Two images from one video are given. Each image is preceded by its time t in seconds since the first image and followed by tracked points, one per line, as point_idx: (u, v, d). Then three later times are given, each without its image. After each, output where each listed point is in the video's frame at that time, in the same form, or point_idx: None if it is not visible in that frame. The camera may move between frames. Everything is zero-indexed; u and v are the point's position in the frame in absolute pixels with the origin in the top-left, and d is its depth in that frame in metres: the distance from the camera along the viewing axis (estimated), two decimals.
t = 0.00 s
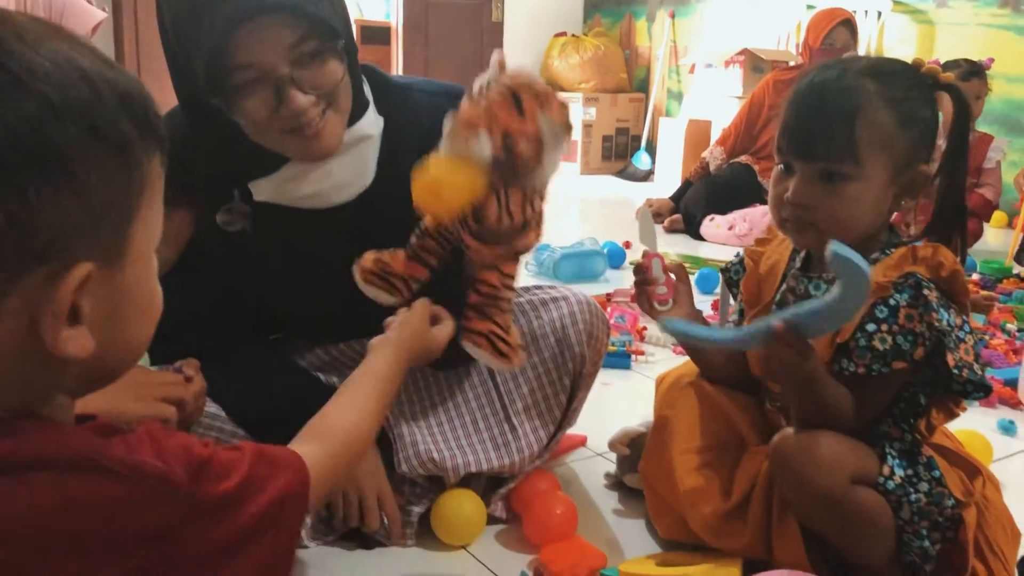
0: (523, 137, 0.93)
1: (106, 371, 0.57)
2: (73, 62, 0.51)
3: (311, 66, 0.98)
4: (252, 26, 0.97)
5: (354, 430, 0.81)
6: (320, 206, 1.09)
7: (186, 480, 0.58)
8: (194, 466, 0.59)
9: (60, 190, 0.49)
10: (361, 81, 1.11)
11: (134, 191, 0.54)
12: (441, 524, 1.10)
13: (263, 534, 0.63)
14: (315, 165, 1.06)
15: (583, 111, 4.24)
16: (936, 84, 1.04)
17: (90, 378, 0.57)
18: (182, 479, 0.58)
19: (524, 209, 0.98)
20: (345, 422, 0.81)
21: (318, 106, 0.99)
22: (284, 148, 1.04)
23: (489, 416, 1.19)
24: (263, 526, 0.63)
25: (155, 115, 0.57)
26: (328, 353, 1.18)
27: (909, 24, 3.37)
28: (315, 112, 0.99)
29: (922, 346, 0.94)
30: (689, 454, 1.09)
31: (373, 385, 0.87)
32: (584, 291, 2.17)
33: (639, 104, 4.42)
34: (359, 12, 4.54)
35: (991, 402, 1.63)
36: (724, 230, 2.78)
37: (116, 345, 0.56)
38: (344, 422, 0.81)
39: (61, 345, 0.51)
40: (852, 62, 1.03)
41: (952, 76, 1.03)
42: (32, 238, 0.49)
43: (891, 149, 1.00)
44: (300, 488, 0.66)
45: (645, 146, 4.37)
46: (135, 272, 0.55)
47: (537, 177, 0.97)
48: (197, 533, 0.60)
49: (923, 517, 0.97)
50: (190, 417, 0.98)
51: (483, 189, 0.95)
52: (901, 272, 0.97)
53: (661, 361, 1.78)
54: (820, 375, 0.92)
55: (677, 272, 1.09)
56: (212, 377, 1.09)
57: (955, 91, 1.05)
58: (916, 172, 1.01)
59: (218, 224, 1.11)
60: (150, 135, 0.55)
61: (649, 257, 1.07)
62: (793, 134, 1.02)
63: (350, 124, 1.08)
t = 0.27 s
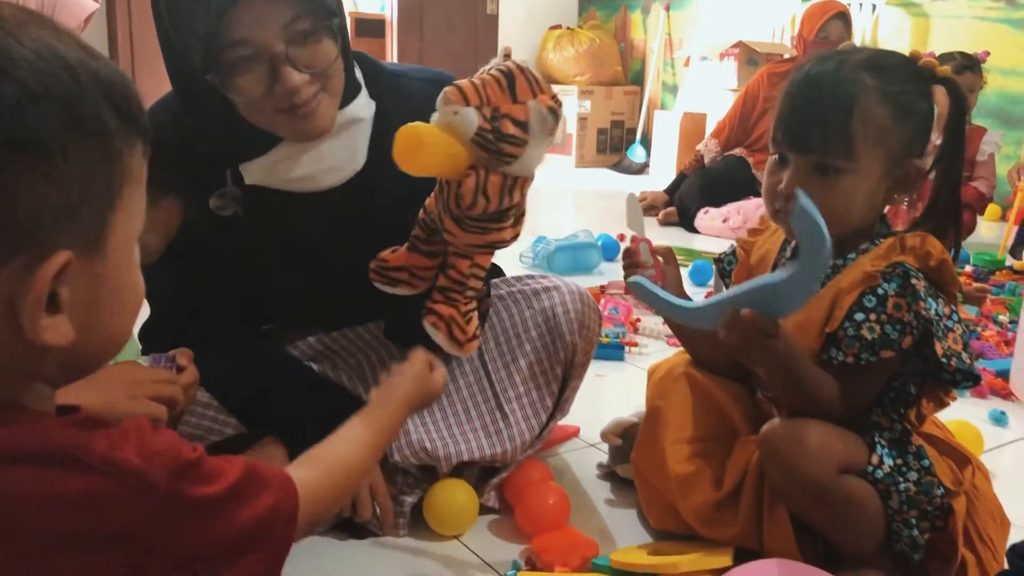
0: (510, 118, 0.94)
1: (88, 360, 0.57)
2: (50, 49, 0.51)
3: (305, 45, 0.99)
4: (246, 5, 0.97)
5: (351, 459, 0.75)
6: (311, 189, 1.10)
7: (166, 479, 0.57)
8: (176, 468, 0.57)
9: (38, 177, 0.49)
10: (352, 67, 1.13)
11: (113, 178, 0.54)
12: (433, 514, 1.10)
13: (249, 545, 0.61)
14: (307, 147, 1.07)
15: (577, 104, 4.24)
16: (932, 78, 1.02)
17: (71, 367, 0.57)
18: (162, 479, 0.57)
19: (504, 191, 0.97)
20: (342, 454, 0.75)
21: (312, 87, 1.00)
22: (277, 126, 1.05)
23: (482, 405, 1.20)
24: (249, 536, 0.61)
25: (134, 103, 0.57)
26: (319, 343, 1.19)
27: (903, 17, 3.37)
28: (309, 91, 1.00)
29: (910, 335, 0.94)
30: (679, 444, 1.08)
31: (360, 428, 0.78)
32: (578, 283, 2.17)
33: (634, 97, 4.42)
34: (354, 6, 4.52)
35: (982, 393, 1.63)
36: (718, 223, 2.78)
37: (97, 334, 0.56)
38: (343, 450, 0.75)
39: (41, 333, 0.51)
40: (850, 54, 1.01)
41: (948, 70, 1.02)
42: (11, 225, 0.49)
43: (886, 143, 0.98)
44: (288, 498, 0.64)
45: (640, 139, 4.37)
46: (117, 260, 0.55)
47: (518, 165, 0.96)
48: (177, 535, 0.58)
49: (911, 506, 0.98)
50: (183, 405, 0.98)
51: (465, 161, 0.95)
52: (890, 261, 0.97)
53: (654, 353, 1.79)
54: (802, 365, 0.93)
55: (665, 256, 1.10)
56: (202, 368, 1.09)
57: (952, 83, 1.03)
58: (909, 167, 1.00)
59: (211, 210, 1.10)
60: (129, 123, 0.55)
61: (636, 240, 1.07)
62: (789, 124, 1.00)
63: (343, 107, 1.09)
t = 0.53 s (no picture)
0: (515, 133, 0.91)
1: (75, 347, 0.57)
2: (32, 36, 0.51)
3: (298, 31, 1.00)
4: None
5: (352, 489, 0.74)
6: (304, 176, 1.10)
7: (144, 480, 0.56)
8: (156, 471, 0.57)
9: (23, 162, 0.50)
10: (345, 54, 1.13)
11: (99, 165, 0.54)
12: (426, 505, 1.10)
13: (239, 559, 0.61)
14: (299, 135, 1.08)
15: (572, 98, 4.24)
16: (925, 73, 1.01)
17: (59, 354, 0.57)
18: (141, 480, 0.56)
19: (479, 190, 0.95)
20: (344, 481, 0.73)
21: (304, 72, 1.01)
22: (270, 114, 1.05)
23: (473, 393, 1.20)
24: (241, 550, 0.61)
25: (118, 91, 0.57)
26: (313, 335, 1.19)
27: (897, 11, 3.38)
28: (301, 78, 1.01)
29: (899, 327, 0.94)
30: (673, 436, 1.09)
31: (363, 459, 0.77)
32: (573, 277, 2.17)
33: (629, 91, 4.42)
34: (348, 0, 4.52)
35: (974, 385, 1.64)
36: (713, 217, 2.78)
37: (86, 321, 0.56)
38: (346, 479, 0.74)
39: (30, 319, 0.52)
40: (845, 49, 1.00)
41: (943, 64, 1.01)
42: None
43: (880, 138, 0.97)
44: (278, 515, 0.64)
45: (636, 133, 4.37)
46: (105, 247, 0.56)
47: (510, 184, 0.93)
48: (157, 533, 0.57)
49: (903, 497, 0.98)
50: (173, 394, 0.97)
51: (450, 151, 0.94)
52: (880, 253, 0.97)
53: (648, 346, 1.79)
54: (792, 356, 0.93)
55: (657, 243, 1.10)
56: (195, 359, 1.09)
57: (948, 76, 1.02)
58: (902, 162, 0.99)
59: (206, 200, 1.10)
60: (113, 110, 0.55)
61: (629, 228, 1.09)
62: (784, 119, 1.00)
63: (334, 94, 1.10)
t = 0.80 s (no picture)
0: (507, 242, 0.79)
1: (63, 335, 0.57)
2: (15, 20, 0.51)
3: (294, 20, 1.00)
4: None
5: (349, 487, 0.73)
6: (296, 168, 1.11)
7: (129, 473, 0.56)
8: (142, 464, 0.57)
9: (8, 148, 0.50)
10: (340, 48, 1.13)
11: (84, 151, 0.54)
12: (419, 498, 1.11)
13: (233, 555, 0.61)
14: (292, 126, 1.08)
15: (567, 93, 4.24)
16: (916, 68, 1.01)
17: (47, 341, 0.57)
18: (126, 474, 0.56)
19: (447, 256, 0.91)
20: (338, 477, 0.73)
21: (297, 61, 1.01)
22: (263, 101, 1.05)
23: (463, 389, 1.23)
24: (233, 547, 0.61)
25: (104, 78, 0.57)
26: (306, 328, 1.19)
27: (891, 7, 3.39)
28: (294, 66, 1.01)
29: (890, 319, 0.95)
30: (664, 429, 1.09)
31: (364, 455, 0.76)
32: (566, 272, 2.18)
33: (623, 87, 4.42)
34: None
35: (965, 379, 1.65)
36: (706, 212, 2.79)
37: (74, 309, 0.56)
38: (339, 474, 0.73)
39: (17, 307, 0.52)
40: (835, 43, 1.00)
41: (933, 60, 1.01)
42: None
43: (871, 131, 0.97)
44: (271, 511, 0.64)
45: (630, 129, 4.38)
46: (92, 234, 0.56)
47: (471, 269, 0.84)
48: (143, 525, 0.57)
49: (893, 489, 0.99)
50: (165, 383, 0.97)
51: (461, 200, 0.83)
52: (870, 246, 0.98)
53: (640, 340, 1.80)
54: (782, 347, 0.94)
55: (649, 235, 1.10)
56: (187, 351, 1.10)
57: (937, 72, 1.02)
58: (891, 156, 0.99)
59: (199, 190, 1.10)
60: (98, 96, 0.56)
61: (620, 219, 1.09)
62: (776, 113, 0.99)
63: (328, 86, 1.10)
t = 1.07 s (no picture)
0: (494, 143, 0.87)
1: (51, 323, 0.58)
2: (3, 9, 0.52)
3: (292, 12, 1.00)
4: None
5: (334, 469, 0.74)
6: (291, 159, 1.11)
7: (118, 462, 0.57)
8: (130, 453, 0.57)
9: None
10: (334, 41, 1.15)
11: (72, 139, 0.55)
12: (410, 489, 1.11)
13: (223, 542, 0.62)
14: (284, 116, 1.09)
15: (560, 90, 4.24)
16: (903, 62, 1.01)
17: (34, 330, 0.57)
18: (115, 462, 0.56)
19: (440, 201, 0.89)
20: (323, 459, 0.74)
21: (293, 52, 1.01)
22: (256, 92, 1.06)
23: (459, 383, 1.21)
24: (223, 533, 0.61)
25: (92, 66, 0.57)
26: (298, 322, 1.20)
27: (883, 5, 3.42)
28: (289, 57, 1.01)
29: (875, 312, 0.96)
30: (654, 422, 1.09)
31: (349, 432, 0.77)
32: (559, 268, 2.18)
33: (617, 84, 4.43)
34: None
35: (955, 373, 1.66)
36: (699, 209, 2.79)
37: (62, 298, 0.57)
38: (325, 455, 0.74)
39: (5, 295, 0.52)
40: (823, 38, 1.00)
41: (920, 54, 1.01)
42: None
43: (858, 126, 0.98)
44: (260, 497, 0.64)
45: (624, 126, 4.38)
46: (81, 223, 0.56)
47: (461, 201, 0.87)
48: (132, 513, 0.58)
49: (879, 480, 0.99)
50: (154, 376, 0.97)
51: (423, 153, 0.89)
52: (857, 239, 0.98)
53: (633, 335, 1.80)
54: (769, 339, 0.94)
55: (639, 230, 1.11)
56: (178, 344, 1.10)
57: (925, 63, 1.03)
58: (879, 149, 1.00)
59: (191, 182, 1.11)
60: (86, 85, 0.56)
61: (609, 216, 1.09)
62: (764, 107, 1.00)
63: (320, 78, 1.12)
